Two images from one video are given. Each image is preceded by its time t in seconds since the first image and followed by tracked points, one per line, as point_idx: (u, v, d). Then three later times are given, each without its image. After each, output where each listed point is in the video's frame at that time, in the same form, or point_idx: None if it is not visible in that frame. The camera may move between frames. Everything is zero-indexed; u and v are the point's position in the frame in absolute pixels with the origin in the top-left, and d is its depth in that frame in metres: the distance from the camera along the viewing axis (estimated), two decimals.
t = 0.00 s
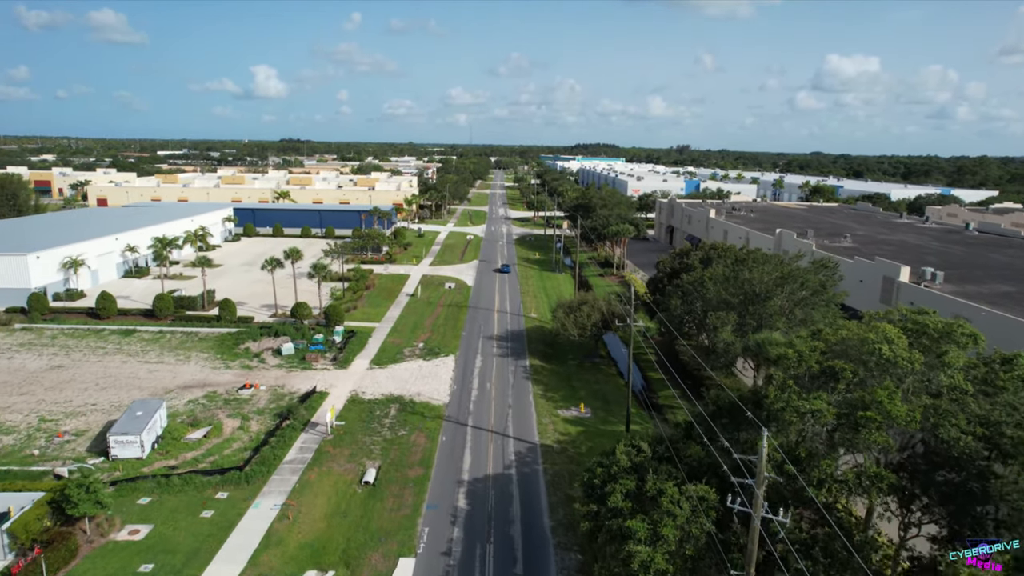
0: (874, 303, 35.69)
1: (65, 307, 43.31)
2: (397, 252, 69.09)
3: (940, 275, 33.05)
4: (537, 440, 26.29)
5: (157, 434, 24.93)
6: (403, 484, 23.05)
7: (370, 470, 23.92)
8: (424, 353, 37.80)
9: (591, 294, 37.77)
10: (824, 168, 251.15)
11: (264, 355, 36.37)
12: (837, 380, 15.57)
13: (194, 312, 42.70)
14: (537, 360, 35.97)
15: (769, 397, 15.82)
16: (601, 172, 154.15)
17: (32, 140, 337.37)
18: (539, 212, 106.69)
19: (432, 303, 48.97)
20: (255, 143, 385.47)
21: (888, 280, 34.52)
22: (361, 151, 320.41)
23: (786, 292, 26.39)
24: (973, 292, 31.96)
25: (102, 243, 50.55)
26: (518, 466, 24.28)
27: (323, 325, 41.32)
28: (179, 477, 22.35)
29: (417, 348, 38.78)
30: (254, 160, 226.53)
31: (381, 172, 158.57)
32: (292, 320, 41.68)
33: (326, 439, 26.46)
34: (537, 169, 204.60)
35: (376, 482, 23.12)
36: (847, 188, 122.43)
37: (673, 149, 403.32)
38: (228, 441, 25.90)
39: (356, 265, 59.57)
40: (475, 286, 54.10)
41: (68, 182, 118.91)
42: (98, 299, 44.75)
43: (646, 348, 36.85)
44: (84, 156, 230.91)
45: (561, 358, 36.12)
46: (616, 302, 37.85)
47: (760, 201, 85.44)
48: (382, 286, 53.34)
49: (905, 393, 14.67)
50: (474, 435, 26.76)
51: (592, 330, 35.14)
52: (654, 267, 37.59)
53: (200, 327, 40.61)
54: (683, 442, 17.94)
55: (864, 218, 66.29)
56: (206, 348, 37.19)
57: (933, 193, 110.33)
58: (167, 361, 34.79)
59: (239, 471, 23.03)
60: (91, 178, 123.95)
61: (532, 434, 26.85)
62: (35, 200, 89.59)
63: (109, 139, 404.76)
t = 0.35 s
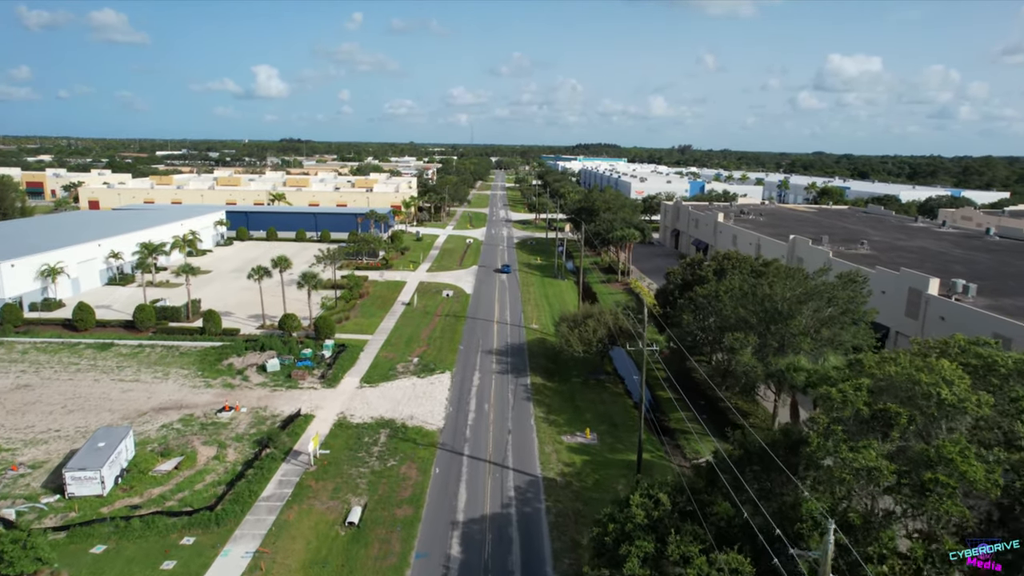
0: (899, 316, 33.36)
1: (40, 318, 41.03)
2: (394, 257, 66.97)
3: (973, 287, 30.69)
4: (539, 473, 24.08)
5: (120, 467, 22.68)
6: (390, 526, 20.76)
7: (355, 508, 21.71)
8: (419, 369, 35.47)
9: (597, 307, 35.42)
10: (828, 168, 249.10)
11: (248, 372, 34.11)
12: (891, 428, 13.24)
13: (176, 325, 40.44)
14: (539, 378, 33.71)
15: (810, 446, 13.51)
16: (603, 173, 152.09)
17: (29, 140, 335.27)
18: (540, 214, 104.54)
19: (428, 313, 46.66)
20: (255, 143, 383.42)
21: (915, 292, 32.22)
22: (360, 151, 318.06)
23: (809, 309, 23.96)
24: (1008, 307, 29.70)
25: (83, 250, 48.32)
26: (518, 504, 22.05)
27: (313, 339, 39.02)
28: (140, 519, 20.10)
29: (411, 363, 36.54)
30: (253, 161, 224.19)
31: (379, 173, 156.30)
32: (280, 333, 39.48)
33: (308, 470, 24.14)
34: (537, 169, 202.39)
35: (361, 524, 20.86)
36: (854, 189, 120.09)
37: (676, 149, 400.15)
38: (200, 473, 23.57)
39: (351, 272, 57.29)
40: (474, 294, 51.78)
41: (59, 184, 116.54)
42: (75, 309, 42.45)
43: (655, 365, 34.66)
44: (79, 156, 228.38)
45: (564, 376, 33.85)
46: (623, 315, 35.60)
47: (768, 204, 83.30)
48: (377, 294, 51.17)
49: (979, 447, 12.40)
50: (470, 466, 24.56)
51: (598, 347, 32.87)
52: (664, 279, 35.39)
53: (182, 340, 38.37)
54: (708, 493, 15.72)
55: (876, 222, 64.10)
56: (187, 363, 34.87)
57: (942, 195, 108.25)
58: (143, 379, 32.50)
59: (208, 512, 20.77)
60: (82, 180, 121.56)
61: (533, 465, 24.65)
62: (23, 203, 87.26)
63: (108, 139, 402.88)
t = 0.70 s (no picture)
0: (925, 332, 31.24)
1: (15, 329, 38.94)
2: (391, 262, 64.96)
3: (1007, 301, 28.57)
4: (541, 509, 22.03)
5: (81, 506, 20.60)
6: (376, 574, 18.64)
7: (338, 551, 19.62)
8: (412, 386, 33.29)
9: (602, 320, 33.35)
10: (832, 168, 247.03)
11: (231, 390, 31.98)
12: (961, 491, 11.25)
13: (158, 337, 38.33)
14: (541, 397, 31.64)
15: (864, 512, 11.50)
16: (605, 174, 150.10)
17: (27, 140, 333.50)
18: (542, 216, 102.46)
19: (424, 324, 44.53)
20: (254, 143, 380.97)
21: (943, 305, 30.13)
22: (359, 150, 316.06)
23: (834, 330, 21.80)
24: None
25: (64, 256, 46.26)
26: (518, 547, 19.99)
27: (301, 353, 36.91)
28: (96, 568, 18.03)
29: (405, 379, 34.41)
30: (252, 161, 222.52)
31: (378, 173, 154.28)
32: (267, 346, 37.46)
33: (289, 506, 22.02)
34: (539, 170, 200.52)
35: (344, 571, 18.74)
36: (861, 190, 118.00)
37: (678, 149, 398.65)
38: (170, 509, 21.44)
39: (345, 278, 55.18)
40: (472, 302, 49.71)
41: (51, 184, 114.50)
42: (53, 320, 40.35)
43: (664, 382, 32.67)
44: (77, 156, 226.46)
45: (567, 395, 31.82)
46: (629, 329, 33.50)
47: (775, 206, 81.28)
48: (372, 302, 49.13)
49: None
50: (466, 501, 22.50)
51: (604, 365, 30.72)
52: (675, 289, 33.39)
53: (163, 354, 36.26)
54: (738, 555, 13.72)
55: (890, 226, 61.99)
56: (166, 380, 32.73)
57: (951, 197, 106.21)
58: (117, 397, 30.35)
59: (174, 558, 18.69)
60: (76, 180, 119.52)
61: (535, 500, 22.60)
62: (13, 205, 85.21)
63: (107, 139, 400.58)
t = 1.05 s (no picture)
0: (957, 351, 28.92)
1: None
2: (387, 268, 62.80)
3: None
4: (544, 559, 19.79)
5: (24, 561, 18.42)
6: None
7: None
8: (404, 409, 30.92)
9: (609, 337, 31.05)
10: (835, 168, 244.79)
11: (209, 412, 29.66)
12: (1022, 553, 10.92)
13: (135, 353, 36.03)
14: (542, 422, 29.39)
15: None
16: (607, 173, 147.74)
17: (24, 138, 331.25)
18: (543, 217, 100.16)
19: (419, 337, 42.21)
20: (254, 142, 378.95)
21: (978, 323, 27.83)
22: (358, 149, 313.59)
23: (870, 360, 19.41)
24: None
25: (40, 264, 43.91)
26: None
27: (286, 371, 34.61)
28: None
29: (397, 400, 32.13)
30: (249, 160, 220.10)
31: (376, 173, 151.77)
32: (251, 363, 35.21)
33: (261, 554, 19.71)
34: (539, 169, 198.09)
35: None
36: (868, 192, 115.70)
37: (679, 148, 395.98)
38: (128, 560, 19.12)
39: (338, 286, 52.86)
40: (471, 312, 47.42)
41: (41, 185, 112.17)
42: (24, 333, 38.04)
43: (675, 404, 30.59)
44: (72, 155, 223.99)
45: (571, 419, 29.62)
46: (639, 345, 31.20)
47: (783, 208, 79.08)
48: (365, 312, 46.88)
49: None
50: (463, 546, 20.31)
51: (612, 389, 28.31)
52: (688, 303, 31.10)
53: (139, 371, 33.93)
54: None
55: (905, 231, 59.67)
56: (139, 400, 30.36)
57: (962, 199, 103.77)
58: (84, 421, 28.01)
59: None
60: (67, 180, 117.10)
61: (537, 548, 20.36)
62: None
63: (105, 138, 398.55)
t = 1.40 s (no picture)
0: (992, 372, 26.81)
1: None
2: (383, 273, 60.72)
3: None
4: None
5: None
6: None
7: None
8: (395, 433, 28.75)
9: (616, 355, 28.90)
10: (838, 168, 242.34)
11: (185, 438, 27.50)
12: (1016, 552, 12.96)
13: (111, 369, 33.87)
14: (545, 448, 27.30)
15: None
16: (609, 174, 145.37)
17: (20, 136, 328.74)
18: (544, 219, 98.00)
19: (414, 350, 40.02)
20: (253, 141, 376.81)
21: (1016, 343, 25.75)
22: (357, 148, 311.08)
23: (914, 395, 17.22)
24: None
25: (15, 272, 41.74)
26: None
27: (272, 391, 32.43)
28: None
29: (388, 423, 29.98)
30: (247, 159, 217.85)
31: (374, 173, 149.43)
32: (234, 381, 33.09)
33: None
34: (539, 169, 195.65)
35: None
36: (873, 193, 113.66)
37: (680, 147, 394.15)
38: None
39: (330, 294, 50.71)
40: (469, 322, 45.33)
41: (32, 186, 110.01)
42: None
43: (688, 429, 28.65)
44: (68, 154, 221.69)
45: (575, 445, 27.53)
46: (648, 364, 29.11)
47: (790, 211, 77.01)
48: (358, 322, 44.78)
49: None
50: None
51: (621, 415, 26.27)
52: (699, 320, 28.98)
53: (114, 389, 31.77)
54: None
55: (920, 236, 57.53)
56: (110, 423, 28.20)
57: (972, 200, 101.37)
58: (48, 448, 25.84)
59: None
60: (58, 181, 114.94)
61: None
62: None
63: (104, 137, 396.60)
